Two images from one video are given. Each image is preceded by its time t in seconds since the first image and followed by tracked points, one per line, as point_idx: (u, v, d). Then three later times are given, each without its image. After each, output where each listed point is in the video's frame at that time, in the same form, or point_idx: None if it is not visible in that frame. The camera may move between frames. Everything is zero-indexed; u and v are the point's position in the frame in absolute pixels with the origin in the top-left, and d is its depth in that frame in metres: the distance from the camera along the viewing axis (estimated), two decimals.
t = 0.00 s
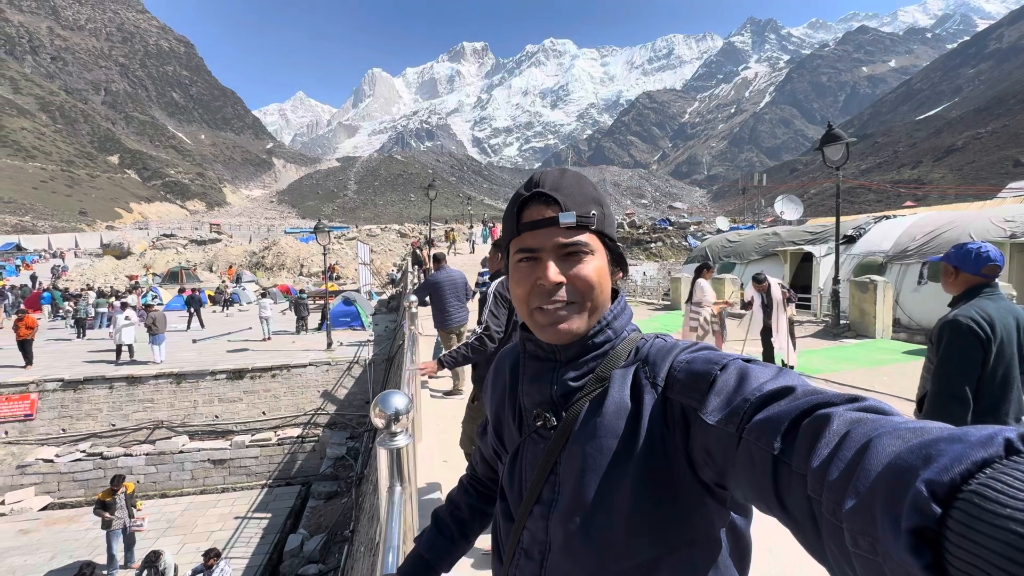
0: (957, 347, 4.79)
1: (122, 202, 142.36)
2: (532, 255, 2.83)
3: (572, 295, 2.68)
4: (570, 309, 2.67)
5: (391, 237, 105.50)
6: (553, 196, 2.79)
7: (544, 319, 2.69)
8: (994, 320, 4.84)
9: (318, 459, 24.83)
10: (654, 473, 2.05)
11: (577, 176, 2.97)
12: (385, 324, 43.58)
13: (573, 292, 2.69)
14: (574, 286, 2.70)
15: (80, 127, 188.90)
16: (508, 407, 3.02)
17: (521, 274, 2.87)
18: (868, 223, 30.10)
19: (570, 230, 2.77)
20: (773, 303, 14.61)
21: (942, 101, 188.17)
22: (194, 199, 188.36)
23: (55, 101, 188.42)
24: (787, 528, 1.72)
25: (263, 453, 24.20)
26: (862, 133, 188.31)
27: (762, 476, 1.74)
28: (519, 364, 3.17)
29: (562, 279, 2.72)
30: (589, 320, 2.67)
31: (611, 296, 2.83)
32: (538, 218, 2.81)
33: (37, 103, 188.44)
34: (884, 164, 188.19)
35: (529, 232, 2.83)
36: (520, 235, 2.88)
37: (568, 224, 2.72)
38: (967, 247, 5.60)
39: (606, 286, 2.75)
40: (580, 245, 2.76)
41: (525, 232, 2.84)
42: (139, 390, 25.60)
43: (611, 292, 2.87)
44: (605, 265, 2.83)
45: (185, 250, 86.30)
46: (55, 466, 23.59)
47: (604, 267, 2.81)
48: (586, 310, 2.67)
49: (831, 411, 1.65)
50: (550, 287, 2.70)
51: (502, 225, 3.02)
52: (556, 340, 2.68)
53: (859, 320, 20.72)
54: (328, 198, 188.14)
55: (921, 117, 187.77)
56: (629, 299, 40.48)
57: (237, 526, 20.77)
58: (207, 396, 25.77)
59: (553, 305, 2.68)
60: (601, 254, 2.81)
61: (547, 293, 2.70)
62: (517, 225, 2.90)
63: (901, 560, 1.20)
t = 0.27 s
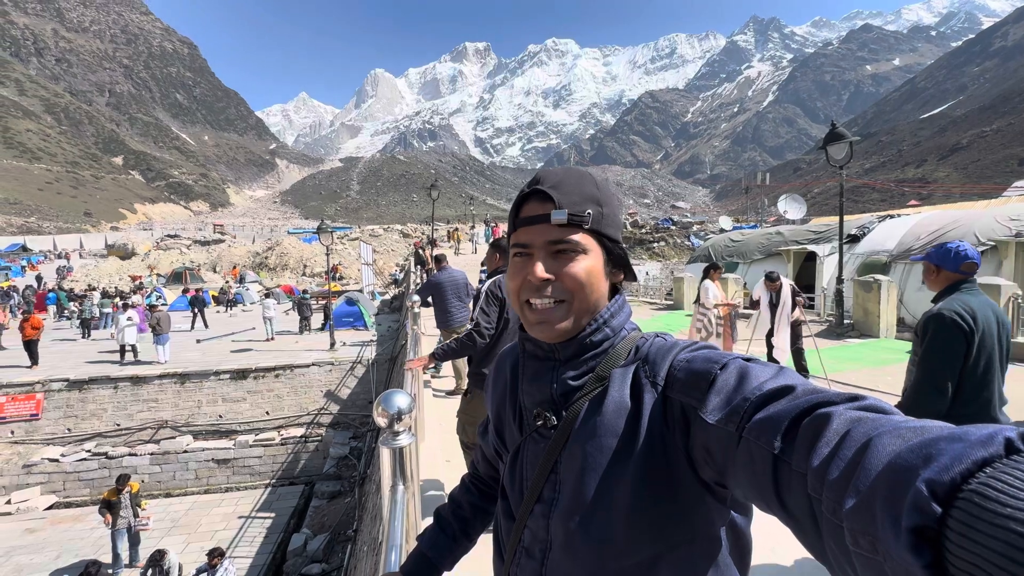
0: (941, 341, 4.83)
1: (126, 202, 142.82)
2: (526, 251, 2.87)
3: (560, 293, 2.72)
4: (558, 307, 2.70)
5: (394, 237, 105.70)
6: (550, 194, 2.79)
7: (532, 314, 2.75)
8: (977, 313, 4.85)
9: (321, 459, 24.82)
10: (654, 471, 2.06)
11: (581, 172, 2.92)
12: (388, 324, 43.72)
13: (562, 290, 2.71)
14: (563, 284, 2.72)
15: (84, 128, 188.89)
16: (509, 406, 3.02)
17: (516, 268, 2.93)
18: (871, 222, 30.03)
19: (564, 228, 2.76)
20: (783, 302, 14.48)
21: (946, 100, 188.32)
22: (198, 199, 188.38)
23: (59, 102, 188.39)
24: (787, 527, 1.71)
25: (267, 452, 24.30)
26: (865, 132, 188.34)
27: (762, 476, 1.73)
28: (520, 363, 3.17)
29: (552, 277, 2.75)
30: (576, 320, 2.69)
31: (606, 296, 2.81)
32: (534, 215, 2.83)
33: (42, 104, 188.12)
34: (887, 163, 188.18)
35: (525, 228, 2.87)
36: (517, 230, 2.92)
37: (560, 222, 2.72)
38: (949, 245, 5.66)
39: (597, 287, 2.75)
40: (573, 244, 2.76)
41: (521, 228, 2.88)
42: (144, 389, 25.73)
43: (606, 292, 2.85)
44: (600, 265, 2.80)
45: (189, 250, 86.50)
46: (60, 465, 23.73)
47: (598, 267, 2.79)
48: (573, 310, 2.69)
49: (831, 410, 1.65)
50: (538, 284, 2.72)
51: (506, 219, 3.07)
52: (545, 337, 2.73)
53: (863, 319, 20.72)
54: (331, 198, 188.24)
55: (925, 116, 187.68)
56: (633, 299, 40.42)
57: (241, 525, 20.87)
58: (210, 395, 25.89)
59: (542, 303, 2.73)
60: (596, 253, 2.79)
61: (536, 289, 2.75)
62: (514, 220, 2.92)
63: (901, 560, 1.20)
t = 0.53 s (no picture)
0: (917, 335, 5.04)
1: (130, 202, 143.33)
2: (525, 248, 2.92)
3: (555, 291, 2.75)
4: (553, 306, 2.74)
5: (396, 237, 105.98)
6: (549, 193, 2.79)
7: (528, 311, 2.82)
8: (950, 307, 5.07)
9: (325, 458, 24.74)
10: (659, 470, 2.06)
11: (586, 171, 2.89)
12: (391, 323, 43.84)
13: (556, 289, 2.75)
14: (558, 283, 2.75)
15: (89, 129, 188.62)
16: (514, 405, 3.03)
17: (517, 265, 2.99)
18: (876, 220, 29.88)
19: (562, 229, 2.77)
20: (800, 303, 14.26)
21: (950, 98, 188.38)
22: (202, 199, 188.43)
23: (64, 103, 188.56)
24: (792, 526, 1.71)
25: (270, 451, 24.34)
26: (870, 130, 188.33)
27: (768, 474, 1.74)
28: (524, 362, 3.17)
29: (547, 276, 2.79)
30: (569, 320, 2.72)
31: (605, 298, 2.79)
32: (533, 214, 2.86)
33: (47, 105, 188.31)
34: (892, 161, 188.07)
35: (525, 227, 2.90)
36: (518, 228, 2.96)
37: (556, 222, 2.73)
38: (923, 248, 5.92)
39: (593, 288, 2.75)
40: (570, 244, 2.77)
41: (522, 226, 2.92)
42: (149, 389, 25.86)
43: (605, 293, 2.83)
44: (598, 266, 2.79)
45: (193, 250, 86.81)
46: (66, 464, 23.90)
47: (596, 268, 2.77)
48: (569, 311, 2.71)
49: (837, 409, 1.64)
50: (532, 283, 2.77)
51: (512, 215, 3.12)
52: (541, 334, 2.78)
53: (867, 319, 20.73)
54: (334, 198, 188.23)
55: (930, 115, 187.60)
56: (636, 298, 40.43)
57: (244, 524, 20.95)
58: (215, 395, 26.00)
59: (537, 301, 2.79)
60: (595, 254, 2.78)
61: (532, 287, 2.81)
62: (516, 217, 2.97)
63: (906, 557, 1.21)
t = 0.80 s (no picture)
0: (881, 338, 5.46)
1: (135, 202, 143.98)
2: (516, 249, 3.00)
3: (536, 293, 2.81)
4: (534, 307, 2.81)
5: (400, 236, 106.28)
6: (534, 196, 2.83)
7: (514, 311, 2.92)
8: (908, 309, 5.48)
9: (328, 456, 24.98)
10: (662, 472, 2.05)
11: (577, 173, 2.84)
12: (394, 322, 43.95)
13: (538, 292, 2.80)
14: (540, 286, 2.79)
15: (94, 128, 188.57)
16: (517, 405, 3.03)
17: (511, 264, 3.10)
18: (881, 219, 29.74)
19: (544, 232, 2.78)
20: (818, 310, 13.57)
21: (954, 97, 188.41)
22: (206, 199, 188.62)
23: (69, 102, 188.77)
24: (796, 528, 1.71)
25: (274, 450, 24.43)
26: (874, 129, 188.26)
27: (773, 476, 1.73)
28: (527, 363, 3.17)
29: (531, 277, 2.85)
30: (547, 322, 2.76)
31: (591, 303, 2.74)
32: (523, 216, 2.92)
33: (53, 105, 188.32)
34: (896, 160, 188.03)
35: (516, 227, 2.98)
36: (512, 229, 3.04)
37: (535, 226, 2.76)
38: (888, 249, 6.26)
39: (573, 292, 2.72)
40: (552, 248, 2.77)
41: (515, 227, 2.99)
42: (154, 387, 26.02)
43: (591, 300, 2.76)
44: (580, 270, 2.73)
45: (197, 249, 87.15)
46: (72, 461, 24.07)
47: (576, 273, 2.73)
48: (549, 313, 2.76)
49: (842, 412, 1.64)
50: (514, 283, 2.88)
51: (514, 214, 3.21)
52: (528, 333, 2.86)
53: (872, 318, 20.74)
54: (337, 197, 188.25)
55: (935, 114, 187.34)
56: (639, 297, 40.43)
57: (248, 522, 21.05)
58: (219, 393, 26.15)
59: (523, 302, 2.87)
60: (576, 259, 2.74)
61: (517, 288, 2.91)
62: (512, 219, 3.08)
63: (912, 561, 1.21)
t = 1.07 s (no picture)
0: (842, 333, 5.89)
1: (140, 201, 144.50)
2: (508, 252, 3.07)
3: (524, 297, 2.89)
4: (523, 310, 2.90)
5: (402, 234, 106.53)
6: (518, 202, 2.88)
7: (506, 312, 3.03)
8: (870, 305, 5.90)
9: (330, 454, 25.11)
10: (657, 472, 2.06)
11: (561, 175, 2.83)
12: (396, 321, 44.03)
13: (525, 295, 2.87)
14: (527, 290, 2.86)
15: (98, 127, 188.72)
16: (515, 406, 3.03)
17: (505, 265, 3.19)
18: (885, 218, 29.59)
19: (528, 238, 2.83)
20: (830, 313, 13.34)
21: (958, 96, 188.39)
22: (210, 197, 188.58)
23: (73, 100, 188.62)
24: (790, 530, 1.71)
25: (277, 448, 24.67)
26: (878, 128, 188.26)
27: (767, 478, 1.73)
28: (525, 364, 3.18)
29: (519, 279, 2.92)
30: (533, 324, 2.84)
31: (578, 306, 2.75)
32: (511, 221, 2.98)
33: (58, 104, 188.31)
34: (901, 159, 188.11)
35: (506, 231, 3.05)
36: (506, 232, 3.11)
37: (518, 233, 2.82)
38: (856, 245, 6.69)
39: (556, 297, 2.76)
40: (536, 253, 2.81)
41: (506, 231, 3.06)
42: (158, 385, 26.15)
43: (575, 303, 2.77)
44: (562, 275, 2.75)
45: (201, 248, 87.44)
46: (77, 458, 24.24)
47: (558, 277, 2.75)
48: (537, 316, 2.82)
49: (836, 415, 1.64)
50: (502, 286, 2.97)
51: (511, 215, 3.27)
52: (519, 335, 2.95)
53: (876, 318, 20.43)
54: (340, 196, 188.25)
55: (940, 112, 186.80)
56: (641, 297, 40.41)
57: (251, 519, 21.17)
58: (222, 391, 26.27)
59: (514, 304, 2.96)
60: (558, 264, 2.76)
61: (507, 292, 3.00)
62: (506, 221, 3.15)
63: (903, 563, 1.21)
